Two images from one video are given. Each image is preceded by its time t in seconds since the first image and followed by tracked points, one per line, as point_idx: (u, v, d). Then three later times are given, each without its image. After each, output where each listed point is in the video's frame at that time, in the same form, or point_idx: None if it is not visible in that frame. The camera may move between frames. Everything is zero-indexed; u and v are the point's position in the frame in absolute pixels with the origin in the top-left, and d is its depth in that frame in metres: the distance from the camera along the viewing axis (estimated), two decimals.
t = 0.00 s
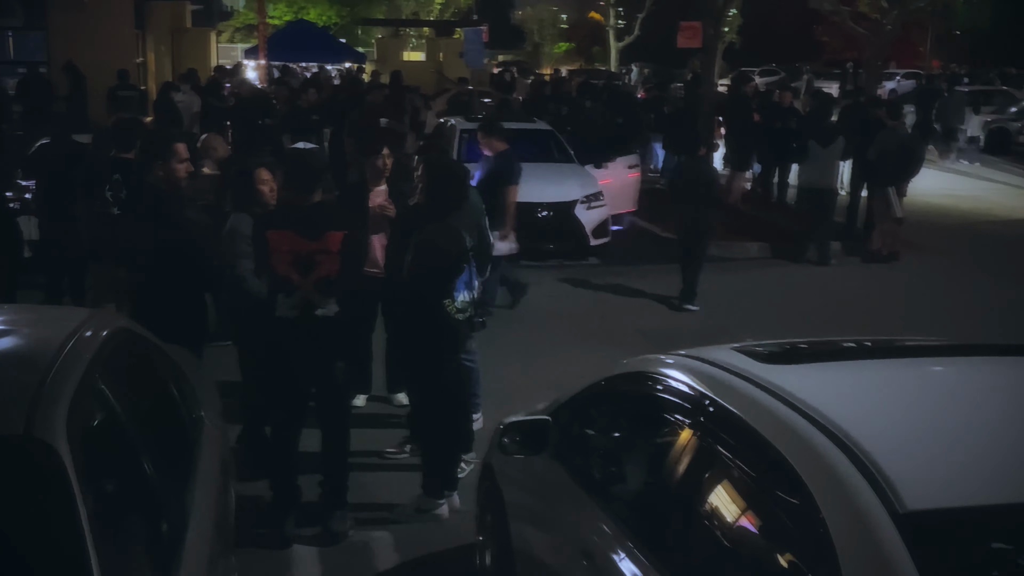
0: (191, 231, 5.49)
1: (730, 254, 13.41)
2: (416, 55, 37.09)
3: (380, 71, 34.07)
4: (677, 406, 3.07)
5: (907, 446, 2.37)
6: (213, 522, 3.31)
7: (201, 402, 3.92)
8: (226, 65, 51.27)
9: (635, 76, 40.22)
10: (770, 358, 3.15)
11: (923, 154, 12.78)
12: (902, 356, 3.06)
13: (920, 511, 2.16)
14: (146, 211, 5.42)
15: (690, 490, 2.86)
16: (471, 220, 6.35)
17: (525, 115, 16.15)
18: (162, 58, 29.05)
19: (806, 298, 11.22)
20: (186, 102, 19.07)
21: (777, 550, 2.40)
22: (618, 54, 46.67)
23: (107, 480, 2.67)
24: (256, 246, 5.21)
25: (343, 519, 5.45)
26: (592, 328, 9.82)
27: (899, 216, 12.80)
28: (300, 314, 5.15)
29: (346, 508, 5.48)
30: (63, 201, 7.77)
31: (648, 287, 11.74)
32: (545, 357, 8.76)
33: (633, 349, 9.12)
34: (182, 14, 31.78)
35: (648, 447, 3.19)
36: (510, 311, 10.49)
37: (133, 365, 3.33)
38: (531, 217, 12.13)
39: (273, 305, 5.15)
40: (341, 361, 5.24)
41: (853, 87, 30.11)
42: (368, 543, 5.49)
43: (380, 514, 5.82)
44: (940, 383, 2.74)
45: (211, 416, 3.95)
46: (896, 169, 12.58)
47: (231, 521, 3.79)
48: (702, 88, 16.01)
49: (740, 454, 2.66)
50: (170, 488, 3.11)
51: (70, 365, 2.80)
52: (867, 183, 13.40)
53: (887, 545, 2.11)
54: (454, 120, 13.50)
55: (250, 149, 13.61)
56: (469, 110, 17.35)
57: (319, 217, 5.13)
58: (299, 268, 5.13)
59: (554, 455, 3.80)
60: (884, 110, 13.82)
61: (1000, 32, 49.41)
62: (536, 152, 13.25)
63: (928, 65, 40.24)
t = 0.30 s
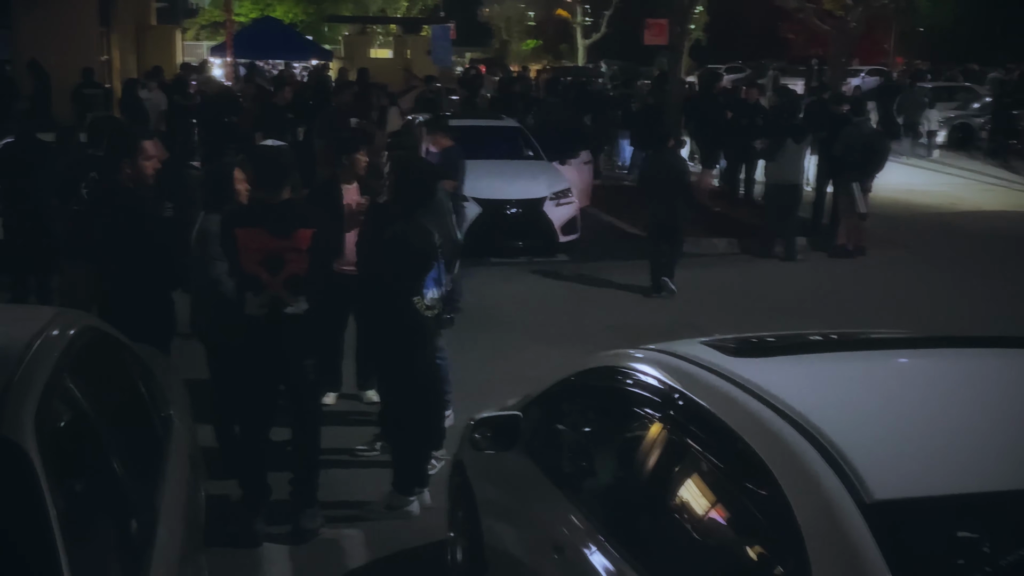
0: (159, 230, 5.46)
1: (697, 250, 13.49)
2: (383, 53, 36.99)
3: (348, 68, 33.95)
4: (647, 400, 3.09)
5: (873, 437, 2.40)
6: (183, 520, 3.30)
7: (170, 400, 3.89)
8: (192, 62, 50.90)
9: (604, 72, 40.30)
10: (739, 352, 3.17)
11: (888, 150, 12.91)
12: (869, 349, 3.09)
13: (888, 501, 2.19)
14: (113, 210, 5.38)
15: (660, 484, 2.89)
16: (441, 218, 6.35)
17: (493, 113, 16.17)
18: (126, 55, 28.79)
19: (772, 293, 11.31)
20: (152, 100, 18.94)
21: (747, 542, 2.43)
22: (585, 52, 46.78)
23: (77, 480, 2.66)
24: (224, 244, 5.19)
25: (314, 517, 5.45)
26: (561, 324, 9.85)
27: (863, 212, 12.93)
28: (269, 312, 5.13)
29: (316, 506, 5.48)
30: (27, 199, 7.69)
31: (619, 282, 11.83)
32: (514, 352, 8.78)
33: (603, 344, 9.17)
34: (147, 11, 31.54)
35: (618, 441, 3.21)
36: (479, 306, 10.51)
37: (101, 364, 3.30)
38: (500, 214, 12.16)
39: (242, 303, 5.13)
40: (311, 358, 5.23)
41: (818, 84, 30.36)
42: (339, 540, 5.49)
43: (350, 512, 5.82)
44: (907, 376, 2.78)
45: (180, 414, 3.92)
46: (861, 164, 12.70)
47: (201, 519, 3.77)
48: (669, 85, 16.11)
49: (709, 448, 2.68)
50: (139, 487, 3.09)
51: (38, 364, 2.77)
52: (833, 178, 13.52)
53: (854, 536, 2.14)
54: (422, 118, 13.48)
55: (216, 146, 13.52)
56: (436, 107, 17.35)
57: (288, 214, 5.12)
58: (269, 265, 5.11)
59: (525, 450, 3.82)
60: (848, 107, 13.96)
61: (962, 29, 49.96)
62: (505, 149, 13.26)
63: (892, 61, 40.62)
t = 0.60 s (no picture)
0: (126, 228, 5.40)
1: (666, 247, 13.55)
2: (350, 51, 36.85)
3: (314, 65, 33.79)
4: (617, 395, 3.10)
5: (839, 429, 2.43)
6: (152, 520, 3.28)
7: (137, 399, 3.86)
8: (156, 60, 50.47)
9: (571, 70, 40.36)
10: (707, 346, 3.20)
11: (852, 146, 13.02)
12: (836, 343, 3.13)
13: (855, 493, 2.21)
14: (78, 208, 5.32)
15: (629, 479, 2.91)
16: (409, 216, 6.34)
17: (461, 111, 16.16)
18: (90, 53, 28.52)
19: (740, 289, 11.38)
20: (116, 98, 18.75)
21: (716, 535, 2.45)
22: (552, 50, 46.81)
23: (43, 480, 2.63)
24: (191, 241, 5.15)
25: (283, 516, 5.43)
26: (532, 321, 9.86)
27: (828, 207, 13.05)
28: (237, 310, 5.11)
29: (286, 504, 5.46)
30: None
31: (587, 278, 11.86)
32: (483, 350, 8.79)
33: (573, 340, 9.19)
34: (110, 8, 31.25)
35: (588, 437, 3.23)
36: (448, 303, 10.50)
37: (66, 364, 3.26)
38: (468, 211, 12.15)
39: (211, 301, 5.09)
40: (280, 357, 5.21)
41: (784, 81, 30.58)
42: (309, 539, 5.47)
43: (320, 510, 5.80)
44: (874, 370, 2.81)
45: (148, 413, 3.89)
46: (826, 160, 12.82)
47: (170, 518, 3.74)
48: (636, 82, 16.18)
49: (680, 442, 2.70)
50: (108, 487, 3.07)
51: (4, 365, 2.74)
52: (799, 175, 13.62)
53: (822, 529, 2.16)
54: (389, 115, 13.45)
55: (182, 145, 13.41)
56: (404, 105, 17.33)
57: (256, 210, 5.08)
58: (237, 262, 5.09)
59: (495, 446, 3.83)
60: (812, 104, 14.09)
61: (925, 27, 50.47)
62: (472, 146, 13.25)
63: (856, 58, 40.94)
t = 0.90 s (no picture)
0: (89, 226, 5.34)
1: (633, 244, 13.60)
2: (316, 48, 36.64)
3: (280, 64, 33.57)
4: (585, 392, 3.11)
5: (805, 423, 2.44)
6: (117, 521, 3.25)
7: (103, 399, 3.82)
8: (119, 59, 49.98)
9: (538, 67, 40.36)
10: (673, 342, 3.21)
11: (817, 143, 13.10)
12: (802, 338, 3.15)
13: (820, 485, 2.22)
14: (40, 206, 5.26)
15: (598, 475, 2.91)
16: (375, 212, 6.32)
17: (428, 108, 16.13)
18: (52, 52, 28.17)
19: (708, 284, 11.46)
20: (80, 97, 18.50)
21: (685, 530, 2.46)
22: (519, 48, 46.78)
23: (7, 481, 2.61)
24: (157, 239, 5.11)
25: (251, 516, 5.40)
26: (500, 319, 9.87)
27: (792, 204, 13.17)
28: (204, 308, 5.07)
29: (254, 505, 5.43)
30: None
31: (557, 275, 11.90)
32: (452, 347, 8.79)
33: (542, 337, 9.22)
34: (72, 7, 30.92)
35: (556, 432, 3.24)
36: (418, 301, 10.49)
37: (29, 364, 3.22)
38: (437, 209, 12.13)
39: (177, 300, 5.06)
40: (248, 356, 5.19)
41: (749, 79, 30.77)
42: (277, 540, 5.44)
43: (289, 510, 5.78)
44: (839, 364, 2.83)
45: (114, 412, 3.86)
46: (788, 156, 12.94)
47: (137, 518, 3.71)
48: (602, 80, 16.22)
49: (648, 440, 2.70)
50: (73, 488, 3.04)
51: None
52: (764, 171, 13.71)
53: (787, 524, 2.17)
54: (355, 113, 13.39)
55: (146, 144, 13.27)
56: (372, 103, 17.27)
57: (223, 205, 5.09)
58: (204, 259, 5.06)
59: (464, 446, 3.82)
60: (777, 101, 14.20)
61: (888, 24, 50.94)
62: (440, 144, 13.23)
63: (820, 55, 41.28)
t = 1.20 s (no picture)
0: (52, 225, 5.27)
1: (601, 242, 13.63)
2: (282, 47, 36.40)
3: (246, 63, 33.37)
4: (554, 390, 3.10)
5: (772, 419, 2.44)
6: (82, 523, 3.21)
7: (67, 399, 3.77)
8: (83, 58, 49.43)
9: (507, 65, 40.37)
10: (640, 338, 3.22)
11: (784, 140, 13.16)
12: (768, 334, 3.17)
13: (786, 481, 2.23)
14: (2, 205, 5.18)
15: (566, 473, 2.91)
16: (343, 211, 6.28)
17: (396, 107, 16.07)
18: (15, 52, 27.85)
19: (676, 282, 11.51)
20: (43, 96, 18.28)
21: (653, 527, 2.46)
22: (486, 46, 46.74)
23: None
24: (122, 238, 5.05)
25: (218, 517, 5.35)
26: (468, 317, 9.85)
27: (759, 201, 13.28)
28: (170, 308, 5.02)
29: (221, 506, 5.38)
30: None
31: (526, 273, 11.90)
32: (423, 346, 8.78)
33: (511, 335, 9.21)
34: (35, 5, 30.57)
35: (525, 430, 3.23)
36: (388, 300, 10.45)
37: None
38: (405, 208, 12.09)
39: (141, 300, 5.00)
40: (214, 357, 5.14)
41: (715, 77, 30.94)
42: (244, 542, 5.39)
43: (256, 512, 5.73)
44: (806, 359, 2.84)
45: (78, 413, 3.81)
46: (758, 155, 12.93)
47: (102, 519, 3.66)
48: (570, 79, 16.24)
49: (617, 437, 2.70)
50: (36, 489, 3.00)
51: None
52: (731, 169, 13.79)
53: (753, 519, 2.18)
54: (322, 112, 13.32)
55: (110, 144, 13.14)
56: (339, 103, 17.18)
57: (188, 204, 5.06)
58: (170, 258, 5.02)
59: (433, 444, 3.81)
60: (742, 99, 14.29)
61: (853, 23, 51.36)
62: (407, 143, 13.18)
63: (786, 53, 41.51)
